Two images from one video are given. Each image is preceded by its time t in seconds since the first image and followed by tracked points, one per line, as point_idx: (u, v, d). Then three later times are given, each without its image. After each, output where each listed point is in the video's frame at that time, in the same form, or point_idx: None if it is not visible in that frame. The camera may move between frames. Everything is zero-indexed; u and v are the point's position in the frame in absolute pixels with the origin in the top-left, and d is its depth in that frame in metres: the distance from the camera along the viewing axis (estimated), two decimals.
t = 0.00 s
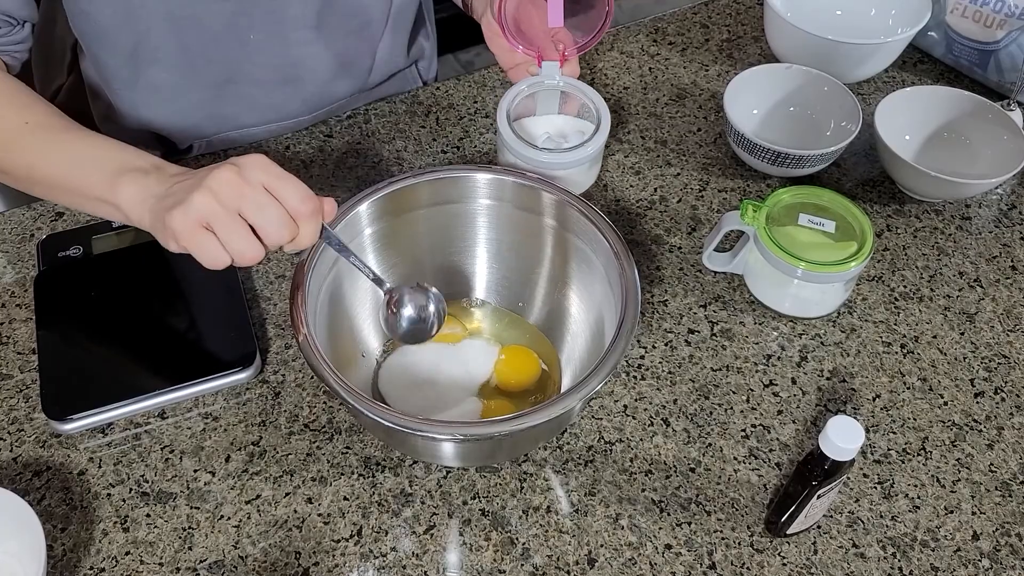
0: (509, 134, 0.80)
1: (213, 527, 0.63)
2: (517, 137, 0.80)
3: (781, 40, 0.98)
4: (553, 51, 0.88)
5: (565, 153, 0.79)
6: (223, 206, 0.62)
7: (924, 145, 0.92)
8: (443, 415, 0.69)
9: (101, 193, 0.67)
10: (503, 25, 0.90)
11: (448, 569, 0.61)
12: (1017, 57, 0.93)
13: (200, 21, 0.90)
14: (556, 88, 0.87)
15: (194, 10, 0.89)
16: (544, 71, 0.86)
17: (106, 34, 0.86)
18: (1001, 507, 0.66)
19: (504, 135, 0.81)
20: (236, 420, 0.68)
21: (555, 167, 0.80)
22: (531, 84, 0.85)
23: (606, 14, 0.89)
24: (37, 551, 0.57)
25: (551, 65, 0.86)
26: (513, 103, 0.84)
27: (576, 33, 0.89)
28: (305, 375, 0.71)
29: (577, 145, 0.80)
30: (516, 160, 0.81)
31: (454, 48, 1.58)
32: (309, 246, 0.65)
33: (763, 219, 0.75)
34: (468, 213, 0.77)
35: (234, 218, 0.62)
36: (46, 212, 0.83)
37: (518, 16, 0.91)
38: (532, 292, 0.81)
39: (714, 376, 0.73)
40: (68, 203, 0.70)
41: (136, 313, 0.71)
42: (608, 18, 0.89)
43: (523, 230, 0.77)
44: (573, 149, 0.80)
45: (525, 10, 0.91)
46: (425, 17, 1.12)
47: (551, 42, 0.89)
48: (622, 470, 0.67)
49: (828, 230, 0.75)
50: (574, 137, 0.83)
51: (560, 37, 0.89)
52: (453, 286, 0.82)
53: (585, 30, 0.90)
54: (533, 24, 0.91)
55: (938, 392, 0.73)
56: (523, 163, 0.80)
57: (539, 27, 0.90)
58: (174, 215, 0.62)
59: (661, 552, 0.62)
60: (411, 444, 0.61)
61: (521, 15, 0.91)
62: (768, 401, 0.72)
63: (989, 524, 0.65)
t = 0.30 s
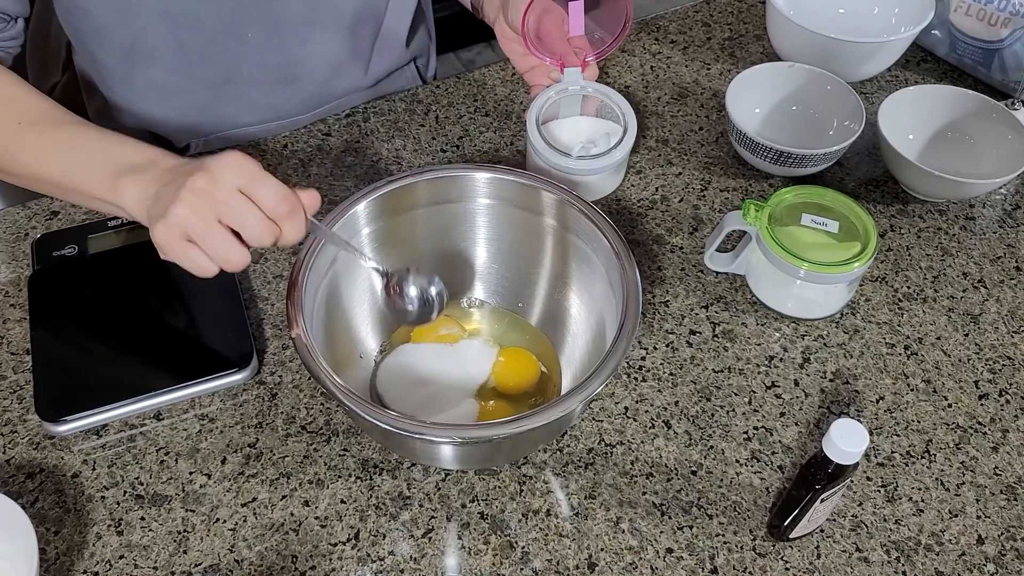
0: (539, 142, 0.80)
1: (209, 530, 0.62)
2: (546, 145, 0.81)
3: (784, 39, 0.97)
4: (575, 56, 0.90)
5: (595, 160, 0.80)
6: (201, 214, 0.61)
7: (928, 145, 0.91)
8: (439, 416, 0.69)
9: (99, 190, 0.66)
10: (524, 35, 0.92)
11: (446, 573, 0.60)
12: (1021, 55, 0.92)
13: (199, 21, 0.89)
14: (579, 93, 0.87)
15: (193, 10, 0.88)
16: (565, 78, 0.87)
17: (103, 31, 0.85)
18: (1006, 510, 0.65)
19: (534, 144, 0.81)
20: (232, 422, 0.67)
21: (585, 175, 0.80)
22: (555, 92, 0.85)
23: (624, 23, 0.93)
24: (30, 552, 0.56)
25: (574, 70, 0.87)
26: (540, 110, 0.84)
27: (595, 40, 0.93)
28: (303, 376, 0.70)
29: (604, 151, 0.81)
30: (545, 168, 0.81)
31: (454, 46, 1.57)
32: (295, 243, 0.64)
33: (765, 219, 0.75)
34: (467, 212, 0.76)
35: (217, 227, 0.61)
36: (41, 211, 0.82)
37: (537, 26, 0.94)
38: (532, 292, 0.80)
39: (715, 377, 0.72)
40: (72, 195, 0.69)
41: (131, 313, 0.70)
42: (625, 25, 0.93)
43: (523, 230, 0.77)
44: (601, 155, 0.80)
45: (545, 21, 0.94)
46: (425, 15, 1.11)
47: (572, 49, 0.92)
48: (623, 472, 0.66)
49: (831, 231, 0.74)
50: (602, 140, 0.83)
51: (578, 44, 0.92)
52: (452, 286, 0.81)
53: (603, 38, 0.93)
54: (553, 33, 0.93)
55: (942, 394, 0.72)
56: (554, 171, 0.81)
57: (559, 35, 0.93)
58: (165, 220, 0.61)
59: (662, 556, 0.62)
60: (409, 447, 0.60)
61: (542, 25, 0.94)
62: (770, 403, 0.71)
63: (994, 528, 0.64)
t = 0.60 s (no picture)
0: (548, 144, 0.82)
1: (210, 534, 0.62)
2: (556, 145, 0.82)
3: (786, 42, 0.97)
4: (581, 61, 0.90)
5: (604, 156, 0.81)
6: (424, 104, 0.81)
7: (931, 149, 0.91)
8: (441, 421, 0.68)
9: (255, 106, 0.80)
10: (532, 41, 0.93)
11: None
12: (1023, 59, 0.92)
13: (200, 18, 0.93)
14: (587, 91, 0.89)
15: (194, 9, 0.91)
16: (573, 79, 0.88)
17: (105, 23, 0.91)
18: (1009, 516, 0.65)
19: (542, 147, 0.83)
20: (234, 425, 0.67)
21: (593, 172, 0.81)
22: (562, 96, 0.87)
23: (630, 20, 0.92)
24: (32, 554, 0.56)
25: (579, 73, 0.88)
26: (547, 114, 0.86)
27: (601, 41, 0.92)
28: (304, 380, 0.70)
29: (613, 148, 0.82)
30: (556, 167, 0.82)
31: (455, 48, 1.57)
32: (454, 128, 0.83)
33: (768, 223, 0.75)
34: (470, 216, 0.76)
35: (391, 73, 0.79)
36: (41, 213, 0.82)
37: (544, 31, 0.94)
38: (534, 296, 0.80)
39: (718, 382, 0.72)
40: (227, 132, 0.85)
41: (132, 316, 0.70)
42: (631, 24, 0.92)
43: (526, 233, 0.76)
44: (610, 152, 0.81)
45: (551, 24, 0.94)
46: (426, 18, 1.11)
47: (576, 53, 0.91)
48: (625, 477, 0.66)
49: (834, 235, 0.74)
50: (609, 138, 0.84)
51: (585, 47, 0.91)
52: (455, 289, 0.81)
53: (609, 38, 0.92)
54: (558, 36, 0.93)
55: (945, 399, 0.72)
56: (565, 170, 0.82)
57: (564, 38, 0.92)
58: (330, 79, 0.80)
59: (664, 561, 0.61)
60: (411, 451, 0.60)
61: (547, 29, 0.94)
62: (773, 408, 0.71)
63: (997, 533, 0.64)
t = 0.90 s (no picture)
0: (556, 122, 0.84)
1: (213, 538, 0.61)
2: (563, 123, 0.84)
3: (790, 45, 0.97)
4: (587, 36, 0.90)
5: (612, 128, 0.83)
6: (472, 104, 0.84)
7: (935, 152, 0.91)
8: (445, 425, 0.68)
9: (307, 100, 0.84)
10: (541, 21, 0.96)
11: None
12: None
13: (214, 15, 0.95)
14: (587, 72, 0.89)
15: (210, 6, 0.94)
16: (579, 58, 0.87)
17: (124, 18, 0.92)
18: (1015, 521, 0.65)
19: (551, 126, 0.85)
20: (237, 428, 0.67)
21: (600, 143, 0.83)
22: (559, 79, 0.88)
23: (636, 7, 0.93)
24: (34, 557, 0.56)
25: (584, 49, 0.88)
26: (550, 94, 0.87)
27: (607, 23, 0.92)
28: (308, 383, 0.70)
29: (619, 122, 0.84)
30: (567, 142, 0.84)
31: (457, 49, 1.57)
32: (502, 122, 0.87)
33: (773, 226, 0.74)
34: (474, 218, 0.76)
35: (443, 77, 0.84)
36: (43, 215, 0.81)
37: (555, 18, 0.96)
38: (538, 299, 0.80)
39: (723, 385, 0.72)
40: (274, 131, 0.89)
41: (136, 318, 0.70)
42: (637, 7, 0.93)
43: (530, 235, 0.76)
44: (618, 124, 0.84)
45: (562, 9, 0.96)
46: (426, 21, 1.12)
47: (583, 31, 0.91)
48: (630, 481, 0.66)
49: (839, 238, 0.74)
50: (613, 113, 0.86)
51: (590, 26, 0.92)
52: (459, 292, 0.81)
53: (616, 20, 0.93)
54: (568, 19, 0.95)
55: (950, 403, 0.72)
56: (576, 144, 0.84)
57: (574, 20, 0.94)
58: (377, 74, 0.86)
59: (670, 565, 0.61)
60: (416, 455, 0.60)
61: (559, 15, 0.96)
62: (778, 412, 0.70)
63: (1003, 538, 0.64)
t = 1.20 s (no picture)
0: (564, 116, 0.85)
1: (208, 542, 0.61)
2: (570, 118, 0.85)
3: (786, 47, 0.97)
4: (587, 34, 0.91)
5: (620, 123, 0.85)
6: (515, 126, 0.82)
7: (931, 155, 0.91)
8: (440, 429, 0.68)
9: (363, 108, 0.82)
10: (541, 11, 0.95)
11: None
12: None
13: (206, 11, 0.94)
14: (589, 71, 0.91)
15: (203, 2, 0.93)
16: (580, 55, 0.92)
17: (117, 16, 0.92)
18: (1011, 525, 0.64)
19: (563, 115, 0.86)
20: (232, 432, 0.67)
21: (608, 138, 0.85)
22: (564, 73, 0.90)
23: None
24: (28, 561, 0.55)
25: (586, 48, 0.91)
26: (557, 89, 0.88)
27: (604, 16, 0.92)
28: (303, 386, 0.70)
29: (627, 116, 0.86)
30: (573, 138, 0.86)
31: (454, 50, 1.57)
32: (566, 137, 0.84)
33: (770, 229, 0.74)
34: (471, 222, 0.76)
35: (500, 85, 0.79)
36: (38, 217, 0.81)
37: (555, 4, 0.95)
38: (535, 302, 0.80)
39: (719, 389, 0.72)
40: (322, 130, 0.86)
41: (130, 320, 0.69)
42: None
43: (527, 239, 0.76)
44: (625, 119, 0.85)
45: None
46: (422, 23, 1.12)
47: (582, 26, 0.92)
48: (626, 484, 0.66)
49: (836, 241, 0.74)
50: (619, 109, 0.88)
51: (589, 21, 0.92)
52: (455, 295, 0.81)
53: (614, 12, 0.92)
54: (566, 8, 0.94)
55: (947, 407, 0.71)
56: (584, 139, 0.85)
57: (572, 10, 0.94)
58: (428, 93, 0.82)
59: (666, 570, 0.61)
60: (411, 459, 0.60)
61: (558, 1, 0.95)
62: (775, 415, 0.70)
63: (999, 542, 0.63)
